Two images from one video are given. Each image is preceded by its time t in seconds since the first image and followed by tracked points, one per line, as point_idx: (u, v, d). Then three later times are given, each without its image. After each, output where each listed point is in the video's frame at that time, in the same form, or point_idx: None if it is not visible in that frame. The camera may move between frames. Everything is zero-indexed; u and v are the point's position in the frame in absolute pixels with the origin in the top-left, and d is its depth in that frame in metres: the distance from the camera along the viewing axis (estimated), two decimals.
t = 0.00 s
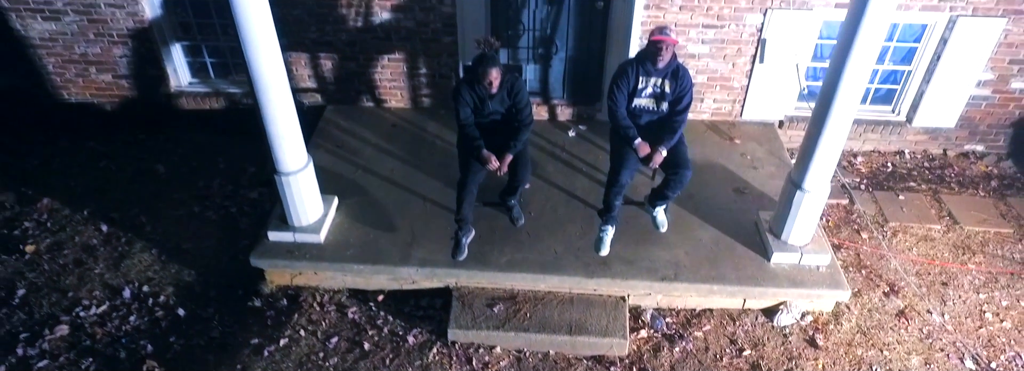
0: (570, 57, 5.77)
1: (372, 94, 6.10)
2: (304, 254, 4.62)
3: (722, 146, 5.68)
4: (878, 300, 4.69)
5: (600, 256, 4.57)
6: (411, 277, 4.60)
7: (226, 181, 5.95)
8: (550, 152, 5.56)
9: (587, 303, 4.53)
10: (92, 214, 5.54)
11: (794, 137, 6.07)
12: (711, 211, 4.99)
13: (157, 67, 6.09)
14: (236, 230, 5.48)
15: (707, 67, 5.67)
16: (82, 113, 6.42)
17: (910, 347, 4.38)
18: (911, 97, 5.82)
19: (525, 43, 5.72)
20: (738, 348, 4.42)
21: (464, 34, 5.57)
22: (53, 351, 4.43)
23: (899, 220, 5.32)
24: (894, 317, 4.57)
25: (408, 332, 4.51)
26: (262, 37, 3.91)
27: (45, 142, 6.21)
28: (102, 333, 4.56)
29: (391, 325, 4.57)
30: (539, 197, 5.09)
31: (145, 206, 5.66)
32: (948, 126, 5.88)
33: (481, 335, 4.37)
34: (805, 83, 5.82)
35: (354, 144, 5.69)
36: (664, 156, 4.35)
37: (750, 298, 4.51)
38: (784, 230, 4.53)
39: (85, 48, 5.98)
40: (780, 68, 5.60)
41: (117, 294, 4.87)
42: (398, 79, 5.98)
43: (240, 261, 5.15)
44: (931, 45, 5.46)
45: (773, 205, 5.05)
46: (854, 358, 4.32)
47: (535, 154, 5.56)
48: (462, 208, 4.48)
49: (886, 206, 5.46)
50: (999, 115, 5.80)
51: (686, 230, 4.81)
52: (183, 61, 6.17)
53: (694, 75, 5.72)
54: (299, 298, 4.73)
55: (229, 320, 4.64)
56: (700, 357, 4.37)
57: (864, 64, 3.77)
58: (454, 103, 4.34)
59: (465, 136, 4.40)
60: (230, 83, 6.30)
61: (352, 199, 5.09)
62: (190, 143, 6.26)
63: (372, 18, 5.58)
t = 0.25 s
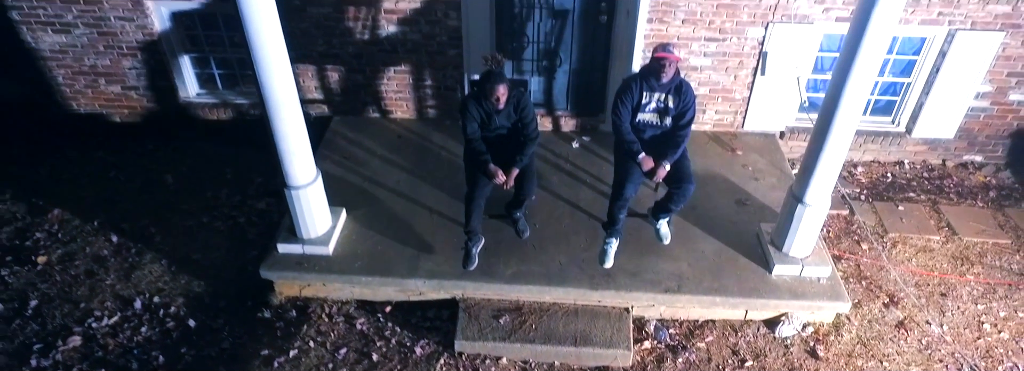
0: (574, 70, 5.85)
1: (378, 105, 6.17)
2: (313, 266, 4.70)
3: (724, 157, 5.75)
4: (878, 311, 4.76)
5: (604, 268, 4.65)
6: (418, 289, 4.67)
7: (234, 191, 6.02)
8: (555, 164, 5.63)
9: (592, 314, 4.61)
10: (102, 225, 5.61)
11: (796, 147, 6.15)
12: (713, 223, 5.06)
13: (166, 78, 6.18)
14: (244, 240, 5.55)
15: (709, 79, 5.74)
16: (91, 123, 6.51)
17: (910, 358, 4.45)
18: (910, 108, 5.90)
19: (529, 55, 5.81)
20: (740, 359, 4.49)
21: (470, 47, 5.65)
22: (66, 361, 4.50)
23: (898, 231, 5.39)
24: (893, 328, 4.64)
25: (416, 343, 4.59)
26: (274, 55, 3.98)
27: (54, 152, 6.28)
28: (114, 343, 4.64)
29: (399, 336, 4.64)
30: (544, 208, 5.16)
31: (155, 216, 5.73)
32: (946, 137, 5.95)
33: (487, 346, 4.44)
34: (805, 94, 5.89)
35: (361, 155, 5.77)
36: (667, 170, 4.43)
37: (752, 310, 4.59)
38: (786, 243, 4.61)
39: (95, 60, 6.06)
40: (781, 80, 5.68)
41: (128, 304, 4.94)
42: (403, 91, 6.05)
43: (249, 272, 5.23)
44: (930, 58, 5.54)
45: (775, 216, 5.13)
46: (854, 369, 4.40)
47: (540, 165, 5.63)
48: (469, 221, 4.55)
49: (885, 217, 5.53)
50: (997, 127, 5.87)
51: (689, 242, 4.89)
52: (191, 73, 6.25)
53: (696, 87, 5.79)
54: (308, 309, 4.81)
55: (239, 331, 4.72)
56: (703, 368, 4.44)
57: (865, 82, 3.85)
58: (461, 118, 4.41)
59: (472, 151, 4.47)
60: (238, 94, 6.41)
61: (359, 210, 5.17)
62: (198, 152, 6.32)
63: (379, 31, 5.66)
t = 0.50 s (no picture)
0: (578, 82, 5.94)
1: (383, 116, 6.25)
2: (321, 278, 4.77)
3: (726, 168, 5.82)
4: (877, 322, 4.83)
5: (608, 280, 4.72)
6: (424, 300, 4.74)
7: (241, 201, 6.09)
8: (558, 175, 5.71)
9: (596, 325, 4.68)
10: (111, 236, 5.68)
11: (796, 158, 6.22)
12: (715, 234, 5.14)
13: (173, 90, 6.25)
14: (252, 251, 5.63)
15: (711, 91, 5.82)
16: (99, 134, 6.58)
17: (909, 369, 4.53)
18: (909, 119, 5.97)
19: (533, 68, 5.89)
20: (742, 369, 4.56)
21: (475, 59, 5.72)
22: None
23: (897, 241, 5.46)
24: (892, 339, 4.72)
25: (422, 354, 4.67)
26: (285, 73, 4.06)
27: (63, 162, 6.36)
28: (125, 354, 4.71)
29: (406, 347, 4.72)
30: (548, 220, 5.23)
31: (163, 227, 5.80)
32: (945, 148, 6.03)
33: (492, 357, 4.51)
34: (805, 106, 5.97)
35: (367, 166, 5.84)
36: (670, 184, 4.50)
37: (753, 321, 4.66)
38: (787, 255, 4.68)
39: (103, 71, 6.14)
40: (782, 92, 5.76)
41: (138, 315, 5.01)
42: (409, 102, 6.13)
43: (257, 283, 5.30)
44: (929, 70, 5.62)
45: (775, 228, 5.20)
46: None
47: (544, 176, 5.71)
48: (475, 234, 4.63)
49: (885, 228, 5.61)
50: (995, 138, 5.94)
51: (691, 254, 4.96)
52: (198, 84, 6.34)
53: (698, 99, 5.87)
54: (316, 320, 4.88)
55: (248, 342, 4.79)
56: None
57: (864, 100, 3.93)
58: (467, 133, 4.48)
59: (478, 165, 4.55)
60: (244, 105, 6.48)
61: (366, 222, 5.24)
62: (206, 163, 6.41)
63: (385, 44, 5.74)
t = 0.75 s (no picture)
0: (580, 94, 6.01)
1: (387, 127, 6.32)
2: (327, 290, 4.85)
3: (726, 179, 5.90)
4: (875, 333, 4.91)
5: (610, 292, 4.79)
6: (429, 312, 4.81)
7: (247, 211, 6.16)
8: (560, 186, 5.79)
9: (598, 336, 4.75)
10: (120, 246, 5.75)
11: (795, 169, 6.29)
12: (715, 246, 5.21)
13: (180, 101, 6.32)
14: (258, 261, 5.70)
15: (711, 103, 5.89)
16: (106, 144, 6.66)
17: None
18: (907, 130, 6.04)
19: (536, 80, 5.97)
20: None
21: (478, 72, 5.79)
22: None
23: (895, 252, 5.53)
24: (890, 350, 4.79)
25: (427, 365, 4.76)
26: (293, 92, 4.13)
27: (71, 172, 6.44)
28: (134, 365, 4.78)
29: (411, 358, 4.81)
30: (551, 232, 5.31)
31: (171, 237, 5.87)
32: (942, 159, 6.10)
33: (496, 369, 4.59)
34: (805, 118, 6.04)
35: (371, 177, 5.92)
36: (671, 198, 4.57)
37: (753, 332, 4.73)
38: (786, 268, 4.75)
39: (111, 83, 6.21)
40: (781, 104, 5.83)
41: (147, 326, 5.09)
42: (413, 113, 6.20)
43: (264, 294, 5.38)
44: (926, 83, 5.69)
45: (775, 240, 5.28)
46: None
47: (546, 187, 5.78)
48: (479, 247, 4.70)
49: (883, 238, 5.68)
50: (992, 149, 6.02)
51: (691, 265, 5.03)
52: (205, 96, 6.41)
53: (698, 111, 5.94)
54: (323, 331, 4.96)
55: (255, 352, 4.87)
56: None
57: (862, 117, 4.00)
58: (471, 148, 4.56)
59: (482, 179, 4.62)
60: (250, 116, 6.54)
61: (371, 234, 5.32)
62: (212, 173, 6.48)
63: (389, 57, 5.81)
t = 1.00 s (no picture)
0: (580, 106, 6.08)
1: (390, 139, 6.40)
2: (332, 302, 4.92)
3: (724, 190, 5.97)
4: (872, 344, 4.98)
5: (610, 304, 4.86)
6: (432, 323, 4.89)
7: (252, 222, 6.23)
8: (562, 198, 5.86)
9: (599, 348, 4.83)
10: (126, 257, 5.83)
11: (793, 180, 6.36)
12: (714, 258, 5.29)
13: (185, 113, 6.39)
14: (263, 272, 5.77)
15: (710, 115, 5.97)
16: (112, 155, 6.73)
17: None
18: (904, 142, 6.12)
19: (537, 92, 6.05)
20: None
21: (480, 85, 5.87)
22: None
23: (892, 263, 5.61)
24: (886, 361, 4.86)
25: None
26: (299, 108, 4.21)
27: (77, 182, 6.53)
28: None
29: (414, 369, 4.87)
30: (552, 244, 5.39)
31: (177, 248, 5.95)
32: (939, 170, 6.18)
33: None
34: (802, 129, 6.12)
35: (375, 189, 5.99)
36: (671, 212, 4.64)
37: (751, 344, 4.81)
38: (784, 280, 4.83)
39: (117, 95, 6.29)
40: (779, 117, 5.91)
41: (154, 337, 5.16)
42: (415, 125, 6.27)
43: (269, 305, 5.45)
44: (923, 96, 5.77)
45: (773, 252, 5.35)
46: None
47: (547, 198, 5.86)
48: (482, 260, 4.78)
49: (879, 249, 5.76)
50: (987, 160, 6.09)
51: (691, 277, 5.11)
52: (210, 107, 6.50)
53: (697, 123, 6.02)
54: (328, 342, 5.03)
55: (261, 363, 4.94)
56: None
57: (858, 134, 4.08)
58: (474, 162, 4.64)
59: (484, 193, 4.70)
60: (254, 127, 6.62)
61: (375, 246, 5.40)
62: (217, 183, 6.55)
63: (392, 70, 5.89)
